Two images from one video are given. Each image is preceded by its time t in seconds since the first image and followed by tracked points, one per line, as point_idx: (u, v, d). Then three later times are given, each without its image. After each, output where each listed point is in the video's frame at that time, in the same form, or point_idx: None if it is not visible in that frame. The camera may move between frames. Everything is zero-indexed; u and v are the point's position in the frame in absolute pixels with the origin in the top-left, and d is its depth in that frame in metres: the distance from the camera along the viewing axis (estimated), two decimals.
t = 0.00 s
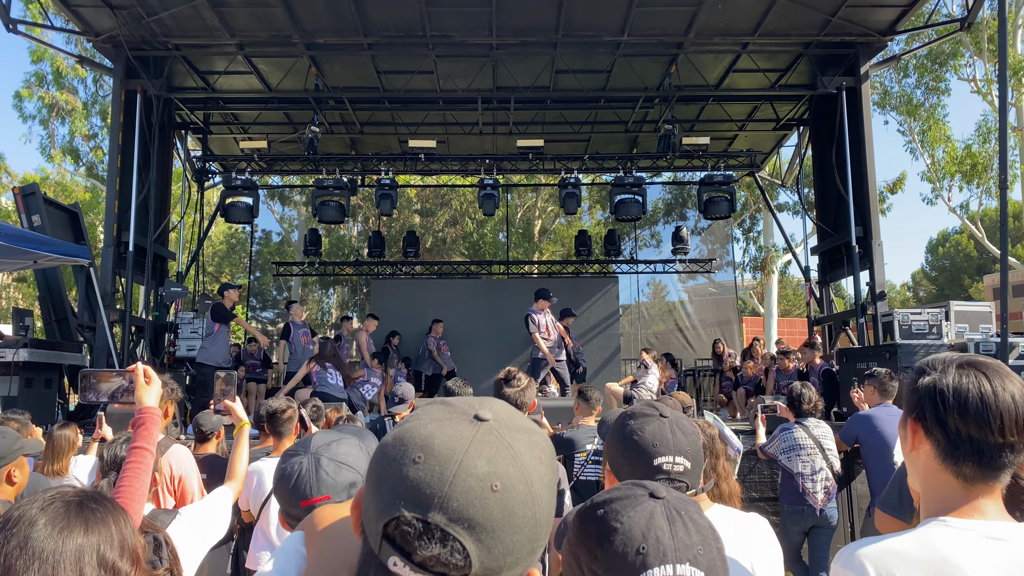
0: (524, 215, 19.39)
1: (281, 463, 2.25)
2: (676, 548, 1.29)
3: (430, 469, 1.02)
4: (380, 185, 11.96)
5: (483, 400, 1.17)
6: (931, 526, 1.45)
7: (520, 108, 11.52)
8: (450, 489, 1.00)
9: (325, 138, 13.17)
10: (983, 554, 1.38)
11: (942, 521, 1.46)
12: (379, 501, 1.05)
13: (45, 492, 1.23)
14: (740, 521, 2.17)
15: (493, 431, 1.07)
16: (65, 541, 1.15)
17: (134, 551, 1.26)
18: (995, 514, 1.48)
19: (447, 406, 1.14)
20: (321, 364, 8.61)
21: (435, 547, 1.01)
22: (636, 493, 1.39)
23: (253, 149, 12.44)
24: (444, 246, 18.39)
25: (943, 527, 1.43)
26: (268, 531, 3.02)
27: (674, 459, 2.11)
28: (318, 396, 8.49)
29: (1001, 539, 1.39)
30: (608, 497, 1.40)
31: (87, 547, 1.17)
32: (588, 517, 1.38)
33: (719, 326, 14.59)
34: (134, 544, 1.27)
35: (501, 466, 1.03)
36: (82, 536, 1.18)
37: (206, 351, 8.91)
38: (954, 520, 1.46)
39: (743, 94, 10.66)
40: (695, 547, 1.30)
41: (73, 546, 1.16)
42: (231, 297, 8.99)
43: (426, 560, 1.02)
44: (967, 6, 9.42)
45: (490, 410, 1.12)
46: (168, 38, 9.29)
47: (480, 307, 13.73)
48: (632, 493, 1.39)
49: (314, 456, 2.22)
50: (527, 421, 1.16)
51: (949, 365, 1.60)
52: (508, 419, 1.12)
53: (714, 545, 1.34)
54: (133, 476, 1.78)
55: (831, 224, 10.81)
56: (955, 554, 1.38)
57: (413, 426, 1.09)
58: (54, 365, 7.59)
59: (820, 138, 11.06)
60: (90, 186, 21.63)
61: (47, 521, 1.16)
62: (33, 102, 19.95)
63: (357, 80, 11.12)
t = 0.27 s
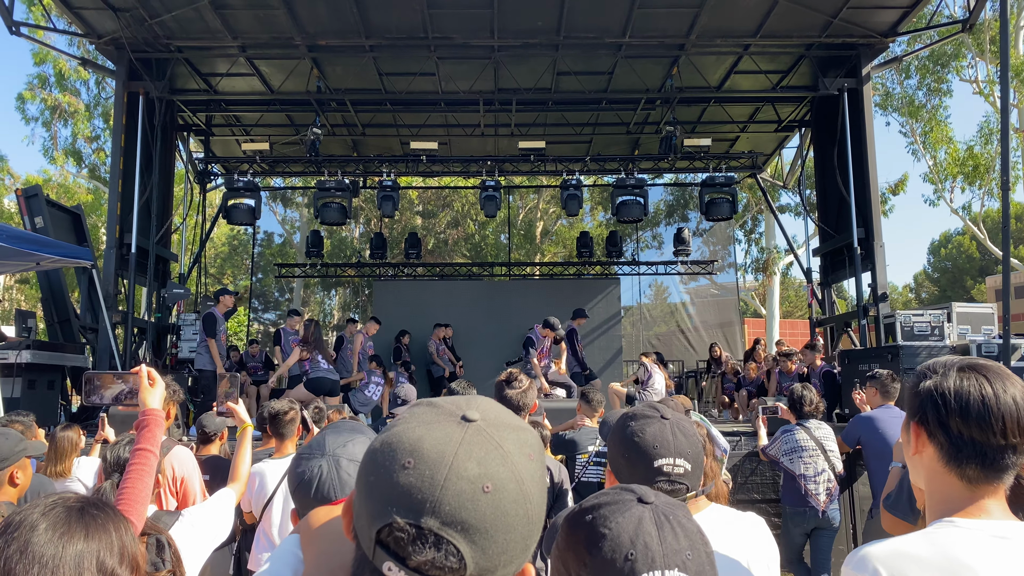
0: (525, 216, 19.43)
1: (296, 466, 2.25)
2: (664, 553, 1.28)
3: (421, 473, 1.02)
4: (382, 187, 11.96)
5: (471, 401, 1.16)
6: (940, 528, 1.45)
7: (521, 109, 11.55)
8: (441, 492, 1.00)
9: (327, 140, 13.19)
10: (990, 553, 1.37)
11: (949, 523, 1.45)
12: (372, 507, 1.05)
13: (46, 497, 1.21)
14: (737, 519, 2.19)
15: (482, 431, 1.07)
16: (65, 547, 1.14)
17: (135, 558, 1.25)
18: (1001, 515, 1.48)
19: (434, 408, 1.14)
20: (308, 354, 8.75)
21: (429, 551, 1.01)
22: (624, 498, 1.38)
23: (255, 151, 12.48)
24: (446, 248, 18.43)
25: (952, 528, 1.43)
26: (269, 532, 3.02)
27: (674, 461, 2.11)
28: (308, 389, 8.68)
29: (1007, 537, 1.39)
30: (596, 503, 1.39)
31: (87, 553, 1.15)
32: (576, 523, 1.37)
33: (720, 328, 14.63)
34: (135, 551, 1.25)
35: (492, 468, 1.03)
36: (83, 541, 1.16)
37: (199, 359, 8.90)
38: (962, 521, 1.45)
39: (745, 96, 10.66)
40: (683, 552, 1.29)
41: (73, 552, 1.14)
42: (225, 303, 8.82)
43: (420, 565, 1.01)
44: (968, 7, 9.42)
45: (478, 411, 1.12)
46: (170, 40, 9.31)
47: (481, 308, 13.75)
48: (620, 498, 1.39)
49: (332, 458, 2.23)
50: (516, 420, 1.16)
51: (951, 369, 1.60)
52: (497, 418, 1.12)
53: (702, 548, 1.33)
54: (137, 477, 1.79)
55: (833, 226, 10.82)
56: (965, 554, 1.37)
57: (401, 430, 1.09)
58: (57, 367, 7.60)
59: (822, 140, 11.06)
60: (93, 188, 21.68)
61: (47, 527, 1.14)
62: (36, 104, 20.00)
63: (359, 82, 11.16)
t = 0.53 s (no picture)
0: (526, 218, 19.46)
1: (313, 468, 2.14)
2: (661, 559, 1.27)
3: (421, 478, 1.02)
4: (382, 189, 11.97)
5: (471, 406, 1.17)
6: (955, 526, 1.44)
7: (522, 111, 11.56)
8: (441, 497, 1.00)
9: (328, 141, 13.21)
10: (1006, 549, 1.36)
11: (964, 521, 1.45)
12: (373, 511, 1.05)
13: (46, 501, 1.21)
14: (739, 519, 2.18)
15: (482, 436, 1.08)
16: (64, 551, 1.13)
17: (134, 562, 1.24)
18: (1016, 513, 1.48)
19: (435, 412, 1.14)
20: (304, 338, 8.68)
21: (430, 555, 1.01)
22: (622, 503, 1.38)
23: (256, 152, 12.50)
24: (447, 249, 18.46)
25: (969, 526, 1.43)
26: (272, 532, 3.04)
27: (675, 464, 2.11)
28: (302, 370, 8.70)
29: None
30: (594, 508, 1.39)
31: (86, 557, 1.15)
32: (574, 528, 1.37)
33: (721, 329, 14.64)
34: (134, 555, 1.24)
35: (492, 473, 1.03)
36: (81, 545, 1.15)
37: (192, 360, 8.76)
38: (976, 519, 1.45)
39: (745, 98, 10.68)
40: (680, 558, 1.29)
41: (72, 557, 1.13)
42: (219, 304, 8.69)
43: (422, 569, 1.02)
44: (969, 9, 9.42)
45: (478, 415, 1.12)
46: (171, 42, 9.34)
47: (482, 310, 13.75)
48: (618, 503, 1.38)
49: (350, 462, 2.15)
50: (516, 423, 1.17)
51: (959, 370, 1.61)
52: (497, 422, 1.13)
53: (699, 553, 1.33)
54: (138, 480, 1.79)
55: (833, 227, 10.82)
56: (984, 551, 1.36)
57: (402, 435, 1.09)
58: (58, 367, 7.60)
59: (823, 142, 11.07)
60: (95, 189, 21.72)
61: (47, 530, 1.14)
62: (38, 105, 20.01)
63: (360, 84, 11.18)
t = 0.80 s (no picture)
0: (526, 219, 19.48)
1: (317, 476, 2.08)
2: (660, 564, 1.27)
3: (424, 482, 1.02)
4: (382, 190, 11.97)
5: (474, 410, 1.16)
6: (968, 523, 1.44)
7: (522, 113, 11.58)
8: (444, 501, 1.00)
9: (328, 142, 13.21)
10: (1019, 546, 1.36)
11: (978, 518, 1.45)
12: (376, 514, 1.05)
13: (44, 507, 1.20)
14: (740, 520, 2.18)
15: (485, 440, 1.07)
16: (63, 556, 1.12)
17: (134, 567, 1.23)
18: None
19: (438, 417, 1.14)
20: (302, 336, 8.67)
21: (432, 558, 1.01)
22: (623, 507, 1.38)
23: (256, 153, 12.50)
24: (447, 250, 18.48)
25: (982, 524, 1.43)
26: (271, 534, 3.06)
27: (673, 468, 2.11)
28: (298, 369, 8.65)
29: None
30: (595, 511, 1.39)
31: (85, 563, 1.14)
32: (575, 531, 1.37)
33: (720, 331, 14.62)
34: (134, 560, 1.23)
35: (494, 477, 1.03)
36: (80, 551, 1.14)
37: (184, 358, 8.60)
38: (988, 516, 1.45)
39: (745, 100, 10.68)
40: (680, 562, 1.29)
41: (70, 563, 1.12)
42: (214, 302, 8.72)
43: (424, 571, 1.02)
44: (969, 12, 9.43)
45: (481, 420, 1.12)
46: (171, 43, 9.34)
47: (481, 311, 13.75)
48: (619, 507, 1.38)
49: (355, 468, 2.10)
50: (518, 427, 1.16)
51: (977, 369, 1.61)
52: (499, 427, 1.12)
53: (699, 558, 1.33)
54: (138, 482, 1.79)
55: (833, 229, 10.81)
56: (998, 549, 1.36)
57: (405, 439, 1.09)
58: (57, 369, 7.59)
59: (823, 144, 11.08)
60: (95, 189, 21.73)
61: (45, 536, 1.13)
62: (37, 106, 20.01)
63: (360, 85, 11.20)
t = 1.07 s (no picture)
0: (525, 221, 19.56)
1: (334, 476, 2.07)
2: (671, 567, 1.28)
3: (436, 479, 1.03)
4: (382, 191, 11.98)
5: (484, 410, 1.18)
6: (963, 521, 1.46)
7: (522, 114, 11.61)
8: (456, 498, 1.01)
9: (328, 143, 13.23)
10: (1017, 546, 1.38)
11: (976, 516, 1.47)
12: (387, 511, 1.06)
13: (50, 508, 1.21)
14: (745, 521, 2.20)
15: (495, 439, 1.08)
16: (71, 556, 1.13)
17: (140, 567, 1.24)
18: None
19: (449, 415, 1.15)
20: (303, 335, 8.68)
21: (444, 554, 1.02)
22: (628, 510, 1.38)
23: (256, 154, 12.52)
24: (446, 251, 18.52)
25: (979, 521, 1.45)
26: (267, 536, 3.07)
27: (680, 466, 2.11)
28: (290, 369, 8.63)
29: None
30: (600, 515, 1.39)
31: (92, 562, 1.14)
32: (580, 535, 1.36)
33: (719, 333, 14.63)
34: (140, 560, 1.24)
35: (505, 475, 1.04)
36: (87, 551, 1.15)
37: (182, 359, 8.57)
38: (986, 515, 1.47)
39: (745, 102, 10.71)
40: (689, 564, 1.30)
41: (76, 563, 1.13)
42: (210, 304, 8.74)
43: (435, 568, 1.02)
44: (968, 14, 9.45)
45: (492, 419, 1.13)
46: (172, 43, 9.36)
47: (481, 313, 13.76)
48: (625, 510, 1.38)
49: (371, 469, 2.08)
50: (527, 427, 1.18)
51: (982, 369, 1.62)
52: (509, 426, 1.13)
53: (705, 558, 1.35)
54: (142, 482, 1.80)
55: (832, 231, 10.82)
56: (993, 547, 1.38)
57: (417, 436, 1.10)
58: (57, 369, 7.60)
59: (822, 146, 11.09)
60: (94, 190, 21.73)
61: (52, 536, 1.13)
62: (37, 106, 20.02)
63: (359, 86, 11.22)
